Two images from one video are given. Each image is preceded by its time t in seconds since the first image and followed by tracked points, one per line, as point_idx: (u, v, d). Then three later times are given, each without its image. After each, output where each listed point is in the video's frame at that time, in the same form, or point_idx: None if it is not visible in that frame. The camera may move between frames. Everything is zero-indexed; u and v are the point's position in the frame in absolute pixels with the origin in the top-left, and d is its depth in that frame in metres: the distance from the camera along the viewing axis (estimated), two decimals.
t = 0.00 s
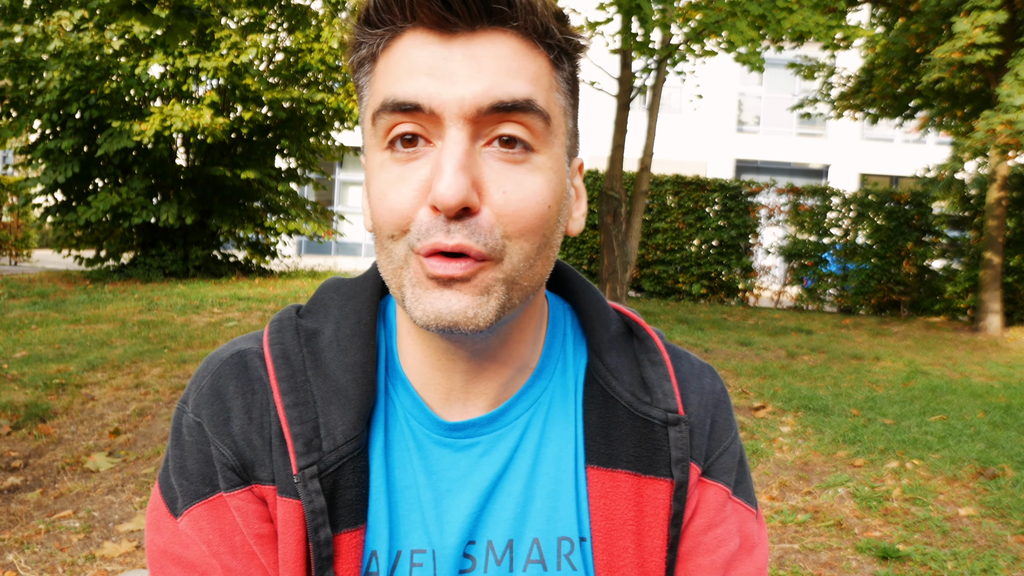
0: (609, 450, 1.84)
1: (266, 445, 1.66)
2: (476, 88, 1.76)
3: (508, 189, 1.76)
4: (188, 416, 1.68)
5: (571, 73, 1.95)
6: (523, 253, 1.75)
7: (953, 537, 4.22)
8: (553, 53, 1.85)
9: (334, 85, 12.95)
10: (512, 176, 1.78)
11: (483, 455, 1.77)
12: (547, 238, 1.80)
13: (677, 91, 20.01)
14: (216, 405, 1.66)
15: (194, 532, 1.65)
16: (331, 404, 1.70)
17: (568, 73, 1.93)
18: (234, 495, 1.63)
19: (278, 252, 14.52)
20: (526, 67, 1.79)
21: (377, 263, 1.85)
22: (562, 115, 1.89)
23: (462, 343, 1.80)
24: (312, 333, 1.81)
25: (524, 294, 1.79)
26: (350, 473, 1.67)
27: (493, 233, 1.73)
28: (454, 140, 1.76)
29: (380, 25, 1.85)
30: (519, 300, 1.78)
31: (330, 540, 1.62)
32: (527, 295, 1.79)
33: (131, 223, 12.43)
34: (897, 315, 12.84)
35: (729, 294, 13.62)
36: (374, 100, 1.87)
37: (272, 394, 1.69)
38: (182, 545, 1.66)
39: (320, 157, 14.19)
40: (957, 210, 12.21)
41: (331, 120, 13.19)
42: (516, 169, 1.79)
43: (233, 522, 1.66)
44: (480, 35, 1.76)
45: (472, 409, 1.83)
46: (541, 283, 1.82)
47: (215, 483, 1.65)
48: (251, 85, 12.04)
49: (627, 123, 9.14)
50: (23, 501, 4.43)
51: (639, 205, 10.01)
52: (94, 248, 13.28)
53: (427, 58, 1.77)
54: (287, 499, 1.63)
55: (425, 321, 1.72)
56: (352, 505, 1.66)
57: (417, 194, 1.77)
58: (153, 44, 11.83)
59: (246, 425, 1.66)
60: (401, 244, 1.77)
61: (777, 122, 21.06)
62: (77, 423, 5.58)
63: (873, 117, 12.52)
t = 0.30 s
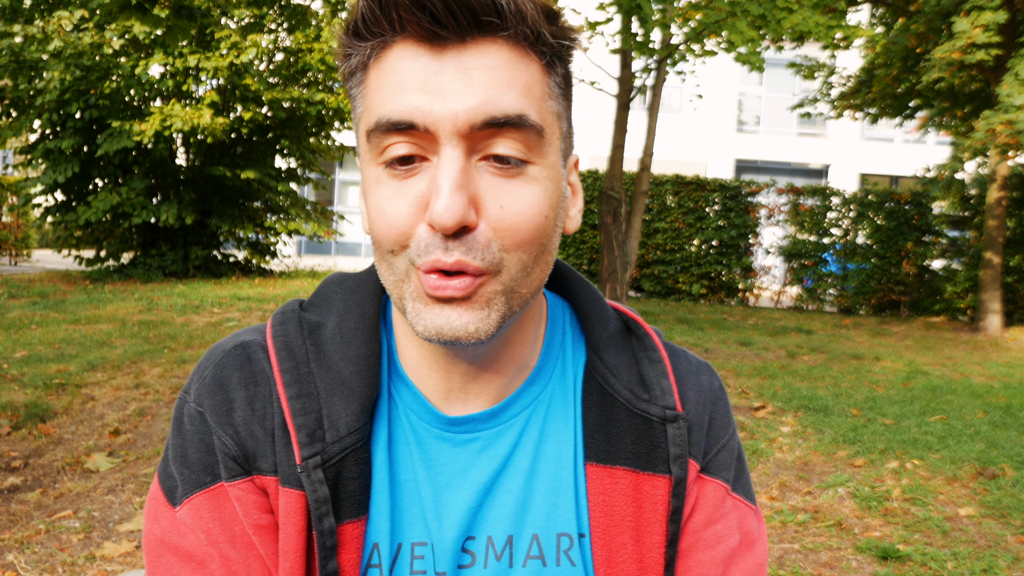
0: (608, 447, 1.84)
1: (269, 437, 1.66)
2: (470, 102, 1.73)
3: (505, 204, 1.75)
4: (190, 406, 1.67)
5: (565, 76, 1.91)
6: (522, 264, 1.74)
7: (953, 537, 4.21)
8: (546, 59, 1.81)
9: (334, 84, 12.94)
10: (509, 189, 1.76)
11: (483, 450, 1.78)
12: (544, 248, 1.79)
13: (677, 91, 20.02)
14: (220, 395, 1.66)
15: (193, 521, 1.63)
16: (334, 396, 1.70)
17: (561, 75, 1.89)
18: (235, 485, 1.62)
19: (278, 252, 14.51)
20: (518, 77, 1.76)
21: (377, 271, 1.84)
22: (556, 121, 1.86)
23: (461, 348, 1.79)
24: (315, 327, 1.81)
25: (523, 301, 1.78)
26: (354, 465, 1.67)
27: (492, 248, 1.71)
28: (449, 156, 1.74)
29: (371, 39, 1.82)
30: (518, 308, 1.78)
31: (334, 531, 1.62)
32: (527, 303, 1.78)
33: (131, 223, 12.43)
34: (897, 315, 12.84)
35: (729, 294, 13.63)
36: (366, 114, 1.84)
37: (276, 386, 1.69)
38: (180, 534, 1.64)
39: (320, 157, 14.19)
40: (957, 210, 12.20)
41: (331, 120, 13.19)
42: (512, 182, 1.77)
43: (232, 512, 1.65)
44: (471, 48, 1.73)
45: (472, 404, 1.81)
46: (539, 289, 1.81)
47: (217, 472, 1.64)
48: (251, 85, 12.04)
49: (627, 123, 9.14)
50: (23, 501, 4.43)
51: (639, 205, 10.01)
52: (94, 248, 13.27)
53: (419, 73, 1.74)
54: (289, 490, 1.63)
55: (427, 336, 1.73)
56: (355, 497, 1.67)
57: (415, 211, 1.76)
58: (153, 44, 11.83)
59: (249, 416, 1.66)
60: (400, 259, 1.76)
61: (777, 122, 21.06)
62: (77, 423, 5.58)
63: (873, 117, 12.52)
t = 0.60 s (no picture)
0: (607, 444, 1.84)
1: (268, 444, 1.66)
2: (473, 130, 1.70)
3: (508, 230, 1.73)
4: (189, 415, 1.67)
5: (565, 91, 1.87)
6: (527, 287, 1.74)
7: (953, 537, 4.21)
8: (547, 77, 1.77)
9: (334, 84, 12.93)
10: (513, 214, 1.75)
11: (483, 450, 1.78)
12: (546, 268, 1.78)
13: (677, 91, 20.02)
14: (220, 403, 1.66)
15: (190, 525, 1.62)
16: (333, 402, 1.70)
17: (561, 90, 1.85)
18: (233, 489, 1.62)
19: (278, 253, 14.52)
20: (521, 102, 1.72)
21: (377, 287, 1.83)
22: (557, 138, 1.83)
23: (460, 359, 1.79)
24: (312, 335, 1.81)
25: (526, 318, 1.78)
26: (354, 469, 1.67)
27: (496, 274, 1.71)
28: (452, 185, 1.72)
29: (371, 61, 1.76)
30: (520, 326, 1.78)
31: (337, 535, 1.62)
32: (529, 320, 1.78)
33: (131, 223, 12.43)
34: (897, 315, 12.84)
35: (729, 294, 13.63)
36: (364, 137, 1.80)
37: (275, 394, 1.69)
38: (177, 538, 1.63)
39: (320, 157, 14.19)
40: (957, 210, 12.19)
41: (331, 120, 13.19)
42: (515, 207, 1.75)
43: (230, 516, 1.64)
44: (474, 74, 1.69)
45: (470, 406, 1.81)
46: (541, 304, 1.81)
47: (214, 477, 1.63)
48: (250, 85, 12.04)
49: (627, 123, 9.14)
50: (23, 500, 4.43)
51: (639, 205, 10.01)
52: (94, 248, 13.27)
53: (421, 100, 1.70)
54: (290, 493, 1.63)
55: (432, 355, 1.73)
56: (356, 501, 1.67)
57: (417, 238, 1.74)
58: (153, 44, 11.83)
59: (249, 423, 1.66)
60: (402, 283, 1.75)
61: (777, 122, 21.05)
62: (77, 423, 5.58)
63: (873, 117, 12.52)
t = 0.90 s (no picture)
0: (605, 444, 1.84)
1: (265, 442, 1.65)
2: (502, 145, 1.67)
3: (529, 241, 1.73)
4: (184, 407, 1.66)
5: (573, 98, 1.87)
6: (542, 293, 1.76)
7: (953, 537, 4.21)
8: (566, 93, 1.77)
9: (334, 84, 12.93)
10: (532, 225, 1.75)
11: (481, 449, 1.79)
12: (558, 277, 1.79)
13: (677, 91, 20.01)
14: (216, 398, 1.66)
15: (174, 514, 1.61)
16: (330, 402, 1.70)
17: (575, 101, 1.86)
18: (223, 481, 1.61)
19: (278, 253, 14.52)
20: (546, 118, 1.71)
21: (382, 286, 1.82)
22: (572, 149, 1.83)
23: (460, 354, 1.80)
24: (310, 335, 1.80)
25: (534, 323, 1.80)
26: (351, 469, 1.67)
27: (513, 282, 1.72)
28: (477, 198, 1.70)
29: (397, 70, 1.71)
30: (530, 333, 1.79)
31: (333, 533, 1.61)
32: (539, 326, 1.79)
33: (131, 223, 12.42)
34: (897, 315, 12.85)
35: (729, 294, 13.63)
36: (384, 144, 1.75)
37: (272, 392, 1.69)
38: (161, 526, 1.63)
39: (320, 157, 14.19)
40: (957, 210, 12.19)
41: (331, 120, 13.20)
42: (534, 218, 1.75)
43: (215, 507, 1.63)
44: (503, 89, 1.67)
45: (470, 404, 1.82)
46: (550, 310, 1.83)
47: (204, 468, 1.62)
48: (250, 85, 12.05)
49: (627, 123, 9.14)
50: (23, 500, 4.43)
51: (639, 205, 10.01)
52: (94, 248, 13.26)
53: (451, 113, 1.67)
54: (286, 490, 1.62)
55: (444, 361, 1.74)
56: (352, 500, 1.66)
57: (437, 246, 1.73)
58: (153, 44, 11.83)
59: (246, 420, 1.66)
60: (420, 290, 1.74)
61: (777, 122, 21.05)
62: (77, 423, 5.58)
63: (873, 117, 12.53)
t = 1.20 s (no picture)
0: (605, 435, 1.84)
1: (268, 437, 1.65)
2: (494, 149, 1.67)
3: (522, 240, 1.73)
4: (186, 405, 1.66)
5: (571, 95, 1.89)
6: (536, 291, 1.75)
7: (953, 537, 4.21)
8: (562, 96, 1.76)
9: (334, 84, 12.93)
10: (526, 226, 1.74)
11: (484, 441, 1.79)
12: (554, 273, 1.79)
13: (677, 91, 20.01)
14: (219, 397, 1.66)
15: (171, 512, 1.62)
16: (335, 396, 1.70)
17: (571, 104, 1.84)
18: (221, 481, 1.61)
19: (278, 252, 14.52)
20: (540, 121, 1.70)
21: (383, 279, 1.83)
22: (569, 150, 1.82)
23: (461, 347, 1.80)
24: (314, 330, 1.80)
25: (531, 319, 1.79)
26: (355, 461, 1.68)
27: (507, 280, 1.72)
28: (470, 199, 1.70)
29: (394, 75, 1.71)
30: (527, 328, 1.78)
31: (338, 522, 1.62)
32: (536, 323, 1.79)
33: (131, 223, 12.42)
34: (897, 315, 12.84)
35: (729, 293, 13.64)
36: (382, 145, 1.76)
37: (277, 387, 1.68)
38: (158, 523, 1.63)
39: (320, 156, 14.18)
40: (957, 210, 12.20)
41: (331, 120, 13.20)
42: (528, 218, 1.74)
43: (211, 507, 1.63)
44: (496, 94, 1.66)
45: (473, 398, 1.83)
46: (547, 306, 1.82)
47: (204, 467, 1.62)
48: (250, 85, 12.05)
49: (627, 123, 9.14)
50: (23, 501, 4.43)
51: (639, 205, 10.02)
52: (94, 248, 13.26)
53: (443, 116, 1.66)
54: (291, 483, 1.62)
55: (441, 352, 1.74)
56: (356, 491, 1.66)
57: (432, 244, 1.73)
58: (153, 44, 11.83)
59: (249, 417, 1.65)
60: (416, 286, 1.74)
61: (777, 122, 21.05)
62: (77, 423, 5.58)
63: (873, 117, 12.53)
